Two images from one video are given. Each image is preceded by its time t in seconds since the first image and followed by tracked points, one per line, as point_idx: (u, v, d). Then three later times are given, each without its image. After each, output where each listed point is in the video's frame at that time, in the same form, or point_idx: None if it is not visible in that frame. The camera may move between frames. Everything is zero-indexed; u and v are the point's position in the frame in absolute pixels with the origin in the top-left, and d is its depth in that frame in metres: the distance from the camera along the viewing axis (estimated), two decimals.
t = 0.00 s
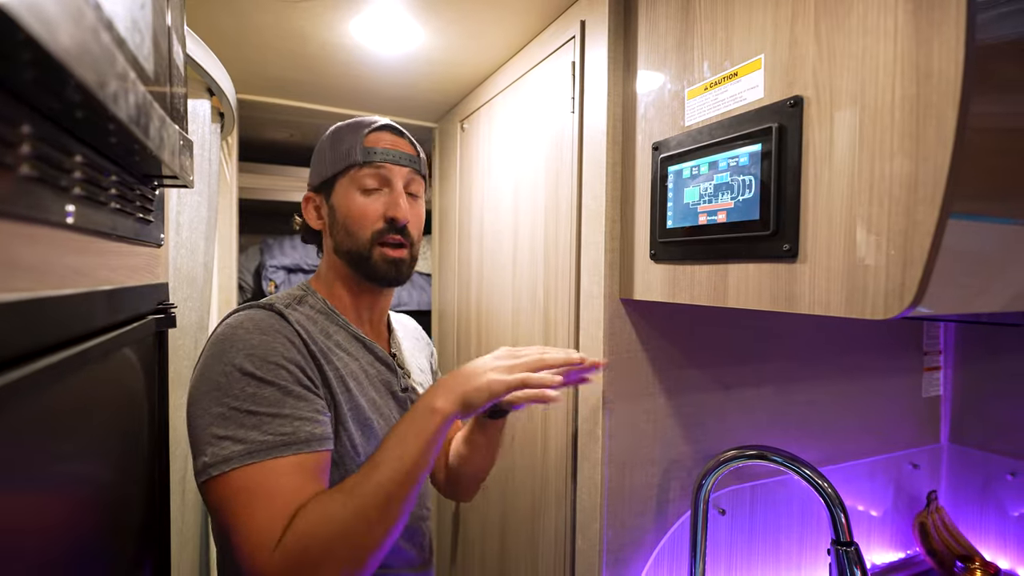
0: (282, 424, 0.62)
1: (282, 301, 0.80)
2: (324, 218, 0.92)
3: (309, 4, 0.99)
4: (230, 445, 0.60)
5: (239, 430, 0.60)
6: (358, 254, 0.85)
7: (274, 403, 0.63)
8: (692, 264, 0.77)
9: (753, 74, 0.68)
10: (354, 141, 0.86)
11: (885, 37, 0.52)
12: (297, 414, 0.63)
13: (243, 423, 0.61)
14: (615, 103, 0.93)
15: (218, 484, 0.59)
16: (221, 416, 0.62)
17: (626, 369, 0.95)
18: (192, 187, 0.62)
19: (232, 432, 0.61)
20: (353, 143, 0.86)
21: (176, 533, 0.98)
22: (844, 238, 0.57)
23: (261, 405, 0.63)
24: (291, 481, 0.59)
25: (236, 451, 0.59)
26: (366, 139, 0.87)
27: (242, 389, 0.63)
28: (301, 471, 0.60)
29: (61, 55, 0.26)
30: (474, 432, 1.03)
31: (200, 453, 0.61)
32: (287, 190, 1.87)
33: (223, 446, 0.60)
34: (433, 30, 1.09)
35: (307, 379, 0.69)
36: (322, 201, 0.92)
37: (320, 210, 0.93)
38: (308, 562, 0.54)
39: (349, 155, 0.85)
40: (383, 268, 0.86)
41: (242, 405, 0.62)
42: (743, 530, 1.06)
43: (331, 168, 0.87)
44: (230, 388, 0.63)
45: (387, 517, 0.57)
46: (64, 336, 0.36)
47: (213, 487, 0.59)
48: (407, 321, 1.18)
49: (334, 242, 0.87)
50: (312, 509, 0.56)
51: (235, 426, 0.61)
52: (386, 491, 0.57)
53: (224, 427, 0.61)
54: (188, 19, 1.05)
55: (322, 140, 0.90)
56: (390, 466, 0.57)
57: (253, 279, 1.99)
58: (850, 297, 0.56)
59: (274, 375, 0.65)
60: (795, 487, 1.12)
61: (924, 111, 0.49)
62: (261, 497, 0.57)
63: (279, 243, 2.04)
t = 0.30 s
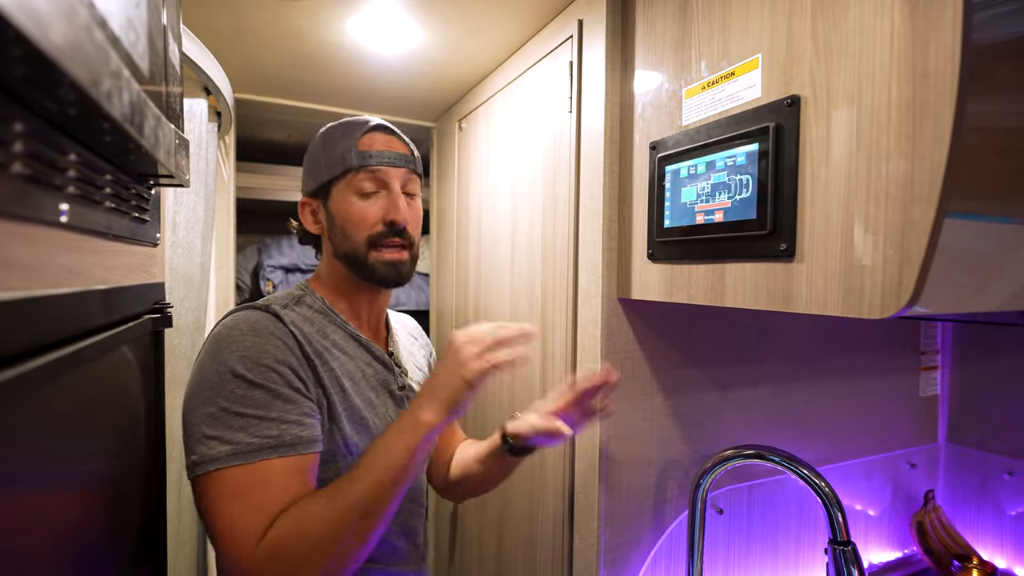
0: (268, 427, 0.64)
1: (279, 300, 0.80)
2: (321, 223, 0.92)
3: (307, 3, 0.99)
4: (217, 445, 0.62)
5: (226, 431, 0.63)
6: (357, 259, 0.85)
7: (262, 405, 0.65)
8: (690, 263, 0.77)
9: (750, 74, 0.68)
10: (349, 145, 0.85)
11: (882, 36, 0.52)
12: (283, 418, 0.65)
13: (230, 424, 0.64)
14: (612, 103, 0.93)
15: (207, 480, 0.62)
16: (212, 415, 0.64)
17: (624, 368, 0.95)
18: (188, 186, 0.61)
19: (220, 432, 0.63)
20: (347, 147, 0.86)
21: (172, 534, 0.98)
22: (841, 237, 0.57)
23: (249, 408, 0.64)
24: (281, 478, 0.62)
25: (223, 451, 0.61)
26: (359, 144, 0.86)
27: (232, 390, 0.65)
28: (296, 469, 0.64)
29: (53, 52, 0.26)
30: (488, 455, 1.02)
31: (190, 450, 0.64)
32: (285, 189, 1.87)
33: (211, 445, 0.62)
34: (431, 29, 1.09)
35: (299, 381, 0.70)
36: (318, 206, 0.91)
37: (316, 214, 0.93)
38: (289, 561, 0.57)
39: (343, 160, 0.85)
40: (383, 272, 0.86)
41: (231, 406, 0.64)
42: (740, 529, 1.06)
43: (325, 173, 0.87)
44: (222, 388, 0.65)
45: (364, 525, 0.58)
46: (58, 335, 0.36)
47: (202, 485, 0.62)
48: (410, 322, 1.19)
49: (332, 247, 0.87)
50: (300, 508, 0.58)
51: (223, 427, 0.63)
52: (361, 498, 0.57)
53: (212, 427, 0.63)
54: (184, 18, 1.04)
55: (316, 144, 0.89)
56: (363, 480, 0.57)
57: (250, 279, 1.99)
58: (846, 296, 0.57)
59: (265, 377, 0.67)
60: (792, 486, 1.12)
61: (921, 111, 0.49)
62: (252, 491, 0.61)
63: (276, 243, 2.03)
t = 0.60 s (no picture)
0: (254, 431, 0.65)
1: (280, 304, 0.81)
2: (332, 227, 0.93)
3: (307, 5, 0.99)
4: (203, 445, 0.64)
5: (214, 433, 0.64)
6: (357, 277, 0.87)
7: (249, 409, 0.67)
8: (688, 265, 0.78)
9: (746, 77, 0.68)
10: (370, 166, 0.85)
11: (876, 40, 0.53)
12: (270, 423, 0.66)
13: (218, 425, 0.65)
14: (610, 105, 0.93)
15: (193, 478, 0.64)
16: (201, 415, 0.66)
17: (622, 369, 0.95)
18: (189, 188, 0.62)
19: (207, 433, 0.65)
20: (368, 168, 0.85)
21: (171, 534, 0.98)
22: (837, 239, 0.58)
23: (237, 411, 0.66)
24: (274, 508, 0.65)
25: (208, 452, 0.63)
26: (381, 166, 0.86)
27: (222, 392, 0.67)
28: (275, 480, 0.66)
29: (57, 57, 0.26)
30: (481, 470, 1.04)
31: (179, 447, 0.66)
32: (284, 190, 1.87)
33: (198, 445, 0.64)
34: (430, 31, 1.09)
35: (291, 385, 0.71)
36: (331, 211, 0.91)
37: (327, 218, 0.93)
38: None
39: (361, 179, 0.85)
40: (379, 295, 0.87)
41: (220, 408, 0.66)
42: (737, 529, 1.07)
43: (341, 184, 0.87)
44: (213, 390, 0.67)
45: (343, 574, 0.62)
46: (60, 337, 0.36)
47: (189, 484, 0.64)
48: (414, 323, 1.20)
49: (337, 257, 0.88)
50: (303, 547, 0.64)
51: (211, 428, 0.65)
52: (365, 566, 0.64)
53: (201, 427, 0.65)
54: (183, 20, 1.05)
55: (337, 152, 0.88)
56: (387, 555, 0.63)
57: (250, 280, 1.99)
58: (842, 298, 0.57)
59: (254, 382, 0.68)
60: (790, 486, 1.12)
61: (915, 114, 0.49)
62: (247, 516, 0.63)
63: (276, 243, 2.04)
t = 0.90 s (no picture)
0: (250, 448, 0.66)
1: (286, 308, 0.81)
2: (337, 227, 0.93)
3: (305, 6, 0.99)
4: (201, 458, 0.65)
5: (211, 447, 0.65)
6: (371, 270, 0.86)
7: (248, 425, 0.66)
8: (684, 265, 0.78)
9: (742, 79, 0.69)
10: (375, 159, 0.86)
11: (870, 42, 0.53)
12: (267, 441, 0.66)
13: (217, 439, 0.66)
14: (607, 106, 0.94)
15: (192, 488, 0.65)
16: (202, 427, 0.67)
17: (619, 368, 0.96)
18: (187, 188, 0.62)
19: (206, 446, 0.65)
20: (374, 160, 0.86)
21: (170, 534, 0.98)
22: (831, 240, 0.58)
23: (236, 426, 0.66)
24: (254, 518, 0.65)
25: (204, 466, 0.64)
26: (387, 158, 0.87)
27: (224, 407, 0.67)
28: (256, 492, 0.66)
29: (56, 61, 0.26)
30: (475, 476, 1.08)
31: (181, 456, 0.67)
32: (283, 190, 1.87)
33: (195, 457, 0.65)
34: (428, 32, 1.10)
35: (296, 398, 0.71)
36: (337, 211, 0.92)
37: (332, 217, 0.94)
38: None
39: (368, 172, 0.85)
40: (393, 285, 0.87)
41: (220, 423, 0.66)
42: (734, 528, 1.07)
43: (346, 181, 0.87)
44: (214, 403, 0.67)
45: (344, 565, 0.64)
46: (59, 336, 0.36)
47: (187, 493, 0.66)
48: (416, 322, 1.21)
49: (346, 254, 0.88)
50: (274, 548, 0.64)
51: (209, 441, 0.66)
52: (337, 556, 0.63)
53: (201, 439, 0.66)
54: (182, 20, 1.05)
55: (339, 150, 0.89)
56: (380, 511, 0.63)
57: (249, 280, 1.99)
58: (835, 299, 0.58)
59: (256, 397, 0.67)
60: (786, 485, 1.13)
61: (906, 116, 0.50)
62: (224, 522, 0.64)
63: (275, 243, 2.04)
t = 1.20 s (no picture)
0: (254, 445, 0.66)
1: (278, 308, 0.81)
2: (327, 229, 0.93)
3: (302, 5, 1.00)
4: (205, 459, 0.66)
5: (214, 447, 0.66)
6: (358, 275, 0.87)
7: (249, 423, 0.67)
8: (680, 263, 0.78)
9: (736, 78, 0.69)
10: (367, 169, 0.85)
11: (862, 42, 0.54)
12: (269, 436, 0.67)
13: (220, 439, 0.66)
14: (604, 106, 0.94)
15: (198, 489, 0.66)
16: (203, 429, 0.67)
17: (615, 367, 0.96)
18: (184, 187, 0.62)
19: (209, 447, 0.66)
20: (366, 171, 0.85)
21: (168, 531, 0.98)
22: (824, 238, 0.58)
23: (237, 425, 0.67)
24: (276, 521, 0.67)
25: (210, 466, 0.65)
26: (379, 168, 0.86)
27: (224, 406, 0.67)
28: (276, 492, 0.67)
29: (51, 60, 0.27)
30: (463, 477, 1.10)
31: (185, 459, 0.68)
32: (281, 189, 1.87)
33: (200, 459, 0.66)
34: (426, 31, 1.10)
35: (293, 394, 0.71)
36: (326, 213, 0.91)
37: (322, 219, 0.93)
38: None
39: (359, 182, 0.85)
40: (379, 291, 0.88)
41: (221, 422, 0.67)
42: (731, 526, 1.08)
43: (336, 187, 0.87)
44: (213, 404, 0.68)
45: None
46: (55, 333, 0.37)
47: (195, 496, 0.66)
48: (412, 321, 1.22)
49: (335, 258, 0.88)
50: (302, 553, 0.65)
51: (212, 441, 0.66)
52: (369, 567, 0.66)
53: (204, 440, 0.67)
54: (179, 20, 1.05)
55: (330, 155, 0.88)
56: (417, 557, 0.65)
57: (247, 279, 1.99)
58: (828, 297, 0.58)
59: (254, 395, 0.68)
60: (782, 482, 1.14)
61: (898, 115, 0.50)
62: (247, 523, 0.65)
63: (273, 242, 2.04)
